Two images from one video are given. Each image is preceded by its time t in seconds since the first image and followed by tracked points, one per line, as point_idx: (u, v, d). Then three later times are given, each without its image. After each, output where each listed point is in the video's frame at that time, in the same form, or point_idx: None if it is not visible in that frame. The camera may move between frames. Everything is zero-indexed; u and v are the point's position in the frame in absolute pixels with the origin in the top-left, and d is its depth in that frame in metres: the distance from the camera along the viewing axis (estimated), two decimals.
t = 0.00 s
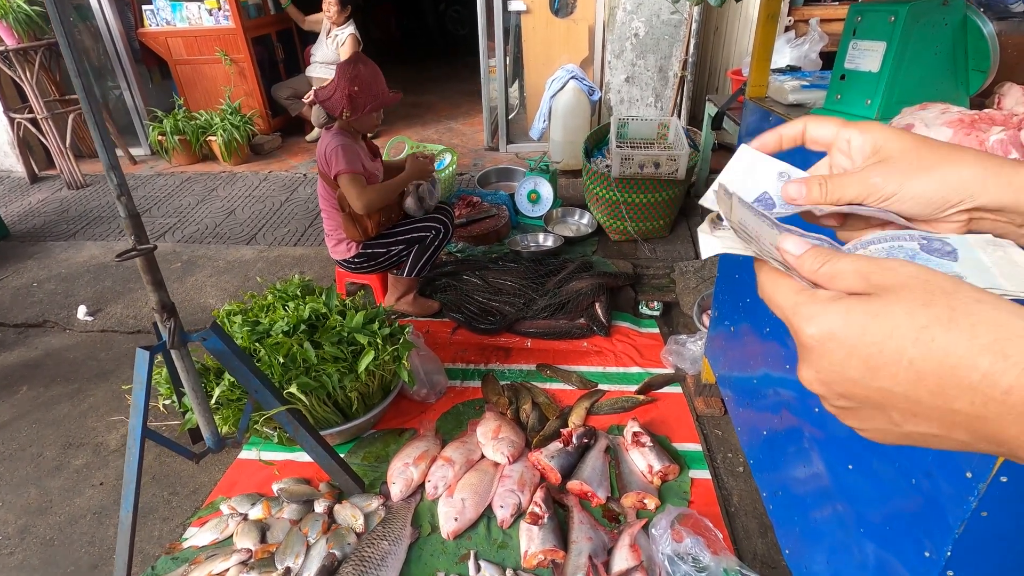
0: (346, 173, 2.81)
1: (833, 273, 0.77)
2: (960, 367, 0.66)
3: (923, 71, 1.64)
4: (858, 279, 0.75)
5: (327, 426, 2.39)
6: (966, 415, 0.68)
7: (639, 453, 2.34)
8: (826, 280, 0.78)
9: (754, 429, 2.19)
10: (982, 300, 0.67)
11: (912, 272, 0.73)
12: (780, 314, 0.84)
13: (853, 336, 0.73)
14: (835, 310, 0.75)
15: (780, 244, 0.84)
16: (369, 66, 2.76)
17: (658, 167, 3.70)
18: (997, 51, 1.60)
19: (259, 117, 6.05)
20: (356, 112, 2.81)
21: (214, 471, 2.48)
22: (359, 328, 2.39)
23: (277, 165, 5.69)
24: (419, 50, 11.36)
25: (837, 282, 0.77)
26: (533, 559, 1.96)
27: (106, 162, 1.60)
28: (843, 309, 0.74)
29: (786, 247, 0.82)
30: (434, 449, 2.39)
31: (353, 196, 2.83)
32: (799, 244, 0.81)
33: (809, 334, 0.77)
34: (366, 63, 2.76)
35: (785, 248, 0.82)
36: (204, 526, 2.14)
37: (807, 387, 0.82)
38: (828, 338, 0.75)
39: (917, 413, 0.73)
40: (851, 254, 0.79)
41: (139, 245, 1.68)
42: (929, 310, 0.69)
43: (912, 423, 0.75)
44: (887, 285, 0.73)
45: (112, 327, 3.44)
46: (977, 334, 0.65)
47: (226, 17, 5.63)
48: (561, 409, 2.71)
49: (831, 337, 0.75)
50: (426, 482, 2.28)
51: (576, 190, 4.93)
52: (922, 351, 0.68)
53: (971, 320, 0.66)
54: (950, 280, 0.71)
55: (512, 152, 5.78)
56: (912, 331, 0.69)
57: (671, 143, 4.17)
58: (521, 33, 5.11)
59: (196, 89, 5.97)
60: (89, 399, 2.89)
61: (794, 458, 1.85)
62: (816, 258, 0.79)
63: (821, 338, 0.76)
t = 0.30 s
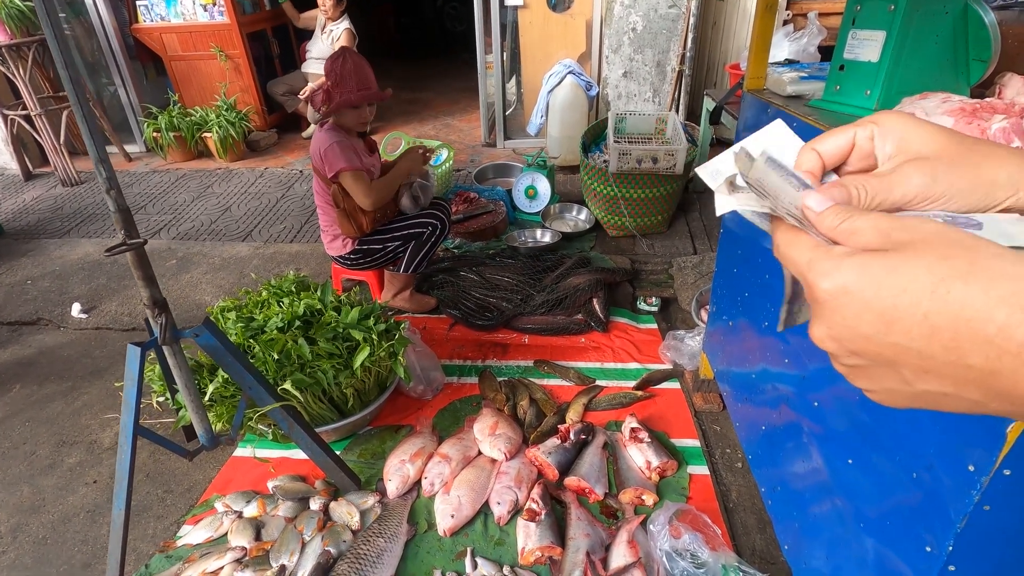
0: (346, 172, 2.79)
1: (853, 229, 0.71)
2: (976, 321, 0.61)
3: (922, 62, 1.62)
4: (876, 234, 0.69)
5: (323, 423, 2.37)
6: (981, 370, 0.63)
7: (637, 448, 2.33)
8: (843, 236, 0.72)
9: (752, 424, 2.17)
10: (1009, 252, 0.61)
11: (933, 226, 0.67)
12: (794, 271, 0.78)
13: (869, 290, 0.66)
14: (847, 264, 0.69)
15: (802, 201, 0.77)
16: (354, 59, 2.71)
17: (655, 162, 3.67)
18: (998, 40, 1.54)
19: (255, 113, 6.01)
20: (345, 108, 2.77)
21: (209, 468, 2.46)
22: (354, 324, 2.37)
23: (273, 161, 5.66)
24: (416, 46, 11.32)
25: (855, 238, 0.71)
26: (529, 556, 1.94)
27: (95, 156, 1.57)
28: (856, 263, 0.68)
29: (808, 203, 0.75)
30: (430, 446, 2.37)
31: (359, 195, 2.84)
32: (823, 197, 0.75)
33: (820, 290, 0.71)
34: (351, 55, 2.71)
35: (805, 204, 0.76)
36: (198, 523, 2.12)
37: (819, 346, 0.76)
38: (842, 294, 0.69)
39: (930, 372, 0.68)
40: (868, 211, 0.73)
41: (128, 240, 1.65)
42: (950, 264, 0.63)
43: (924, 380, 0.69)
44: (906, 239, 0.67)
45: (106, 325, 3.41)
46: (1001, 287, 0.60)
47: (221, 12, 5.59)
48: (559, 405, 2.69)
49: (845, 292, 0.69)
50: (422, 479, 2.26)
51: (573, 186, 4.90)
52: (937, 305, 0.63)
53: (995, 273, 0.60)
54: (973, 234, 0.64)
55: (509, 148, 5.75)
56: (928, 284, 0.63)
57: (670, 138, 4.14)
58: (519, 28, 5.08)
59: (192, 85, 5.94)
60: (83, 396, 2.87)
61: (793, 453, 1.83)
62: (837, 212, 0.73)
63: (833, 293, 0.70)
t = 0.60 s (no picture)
0: (343, 177, 2.78)
1: (852, 249, 0.72)
2: (998, 346, 0.61)
3: (925, 58, 1.61)
4: (881, 254, 0.70)
5: (322, 423, 2.36)
6: (1003, 396, 0.64)
7: (637, 448, 2.32)
8: (846, 258, 0.73)
9: (754, 423, 2.16)
10: None
11: (947, 243, 0.67)
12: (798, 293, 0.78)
13: (879, 312, 0.67)
14: (856, 288, 0.69)
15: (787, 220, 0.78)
16: (347, 63, 2.69)
17: (655, 161, 3.66)
18: (1001, 39, 1.54)
19: (253, 111, 5.99)
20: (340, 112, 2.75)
21: (207, 469, 2.45)
22: (353, 324, 2.36)
23: (272, 159, 5.63)
24: (414, 43, 11.28)
25: (859, 257, 0.72)
26: (530, 557, 1.93)
27: (91, 155, 1.56)
28: (864, 286, 0.68)
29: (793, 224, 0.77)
30: (430, 446, 2.36)
31: (356, 201, 2.83)
32: (811, 165, 0.84)
33: (829, 313, 0.71)
34: (344, 59, 2.68)
35: (793, 227, 0.77)
36: (197, 524, 2.11)
37: (829, 370, 0.77)
38: (851, 316, 0.69)
39: (952, 399, 0.68)
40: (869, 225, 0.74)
41: (126, 240, 1.64)
42: (968, 285, 0.63)
43: (942, 406, 0.71)
44: (915, 257, 0.67)
45: (104, 325, 3.40)
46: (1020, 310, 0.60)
47: (218, 10, 5.56)
48: (559, 404, 2.68)
49: (854, 315, 0.69)
50: (422, 479, 2.25)
51: (573, 184, 4.89)
52: (955, 329, 0.63)
53: (1014, 296, 0.61)
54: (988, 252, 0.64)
55: (508, 146, 5.74)
56: (944, 308, 0.64)
57: (669, 136, 4.13)
58: (518, 26, 5.06)
59: (189, 84, 5.92)
60: (81, 397, 2.85)
61: (795, 451, 1.82)
62: (831, 233, 0.74)
63: (842, 316, 0.70)
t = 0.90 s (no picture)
0: (341, 174, 2.78)
1: (837, 244, 0.74)
2: (977, 343, 0.61)
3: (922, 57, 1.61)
4: (866, 250, 0.71)
5: (320, 422, 2.37)
6: (980, 395, 0.64)
7: (635, 446, 2.33)
8: (832, 253, 0.74)
9: (750, 421, 2.17)
10: (1008, 270, 0.62)
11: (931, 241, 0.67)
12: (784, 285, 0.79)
13: (862, 307, 0.67)
14: (839, 283, 0.70)
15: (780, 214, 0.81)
16: (345, 62, 2.68)
17: (653, 159, 3.66)
18: (998, 37, 1.51)
19: (251, 110, 5.98)
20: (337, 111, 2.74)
21: (206, 468, 2.46)
22: (351, 323, 2.35)
23: (270, 158, 5.62)
24: (413, 41, 11.25)
25: (844, 252, 0.73)
26: (527, 555, 1.94)
27: (86, 155, 1.56)
28: (848, 280, 0.69)
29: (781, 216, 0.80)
30: (428, 445, 2.36)
31: (353, 198, 2.83)
32: (811, 153, 0.97)
33: (813, 307, 0.72)
34: (343, 58, 2.67)
35: (780, 219, 0.80)
36: (195, 524, 2.11)
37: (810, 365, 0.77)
38: (833, 310, 0.70)
39: (929, 396, 0.69)
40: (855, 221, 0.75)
41: (122, 240, 1.64)
42: (949, 282, 0.63)
43: (920, 402, 0.70)
44: (899, 254, 0.68)
45: (102, 324, 3.40)
46: (999, 308, 0.60)
47: (216, 8, 5.54)
48: (557, 403, 2.68)
49: (837, 309, 0.69)
50: (420, 478, 2.25)
51: (571, 182, 4.88)
52: (935, 326, 0.63)
53: (994, 295, 0.61)
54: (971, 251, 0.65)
55: (507, 144, 5.73)
56: (924, 306, 0.64)
57: (668, 134, 4.12)
58: (516, 23, 5.05)
59: (187, 82, 5.91)
60: (79, 396, 2.85)
61: (790, 449, 1.83)
62: (818, 227, 0.76)
63: (825, 310, 0.70)
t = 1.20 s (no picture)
0: (344, 169, 2.78)
1: (843, 252, 0.71)
2: (1001, 367, 0.60)
3: (922, 58, 1.61)
4: (875, 260, 0.69)
5: (320, 421, 2.37)
6: (1004, 422, 0.62)
7: (634, 446, 2.33)
8: (837, 261, 0.72)
9: (749, 422, 2.17)
10: None
11: (947, 254, 0.64)
12: (786, 301, 0.76)
13: (875, 328, 0.65)
14: (849, 301, 0.67)
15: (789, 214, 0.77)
16: (345, 60, 2.69)
17: (654, 159, 3.66)
18: (997, 39, 1.54)
19: (253, 110, 5.99)
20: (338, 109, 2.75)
21: (207, 466, 2.47)
22: (351, 322, 2.36)
23: (272, 158, 5.64)
24: (415, 41, 11.28)
25: (853, 263, 0.70)
26: (526, 554, 1.94)
27: (88, 155, 1.57)
28: (858, 298, 0.67)
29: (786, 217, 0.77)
30: (428, 444, 2.37)
31: (360, 193, 2.81)
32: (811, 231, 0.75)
33: (820, 326, 0.69)
34: (343, 57, 2.69)
35: (785, 221, 0.77)
36: (196, 522, 2.12)
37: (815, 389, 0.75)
38: (843, 330, 0.68)
39: (945, 423, 0.68)
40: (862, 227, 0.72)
41: (123, 239, 1.65)
42: (969, 300, 0.62)
43: (935, 430, 0.70)
44: (915, 269, 0.65)
45: (105, 323, 3.41)
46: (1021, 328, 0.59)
47: (219, 9, 5.56)
48: (557, 402, 2.69)
49: (847, 328, 0.67)
50: (420, 477, 2.26)
51: (572, 182, 4.89)
52: (957, 348, 0.62)
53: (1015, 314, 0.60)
54: (986, 265, 0.63)
55: (508, 144, 5.74)
56: (947, 325, 0.62)
57: (669, 134, 4.12)
58: (518, 24, 5.05)
59: (189, 82, 5.93)
60: (81, 395, 2.87)
61: (789, 450, 1.83)
62: (824, 232, 0.73)
63: (834, 330, 0.68)
